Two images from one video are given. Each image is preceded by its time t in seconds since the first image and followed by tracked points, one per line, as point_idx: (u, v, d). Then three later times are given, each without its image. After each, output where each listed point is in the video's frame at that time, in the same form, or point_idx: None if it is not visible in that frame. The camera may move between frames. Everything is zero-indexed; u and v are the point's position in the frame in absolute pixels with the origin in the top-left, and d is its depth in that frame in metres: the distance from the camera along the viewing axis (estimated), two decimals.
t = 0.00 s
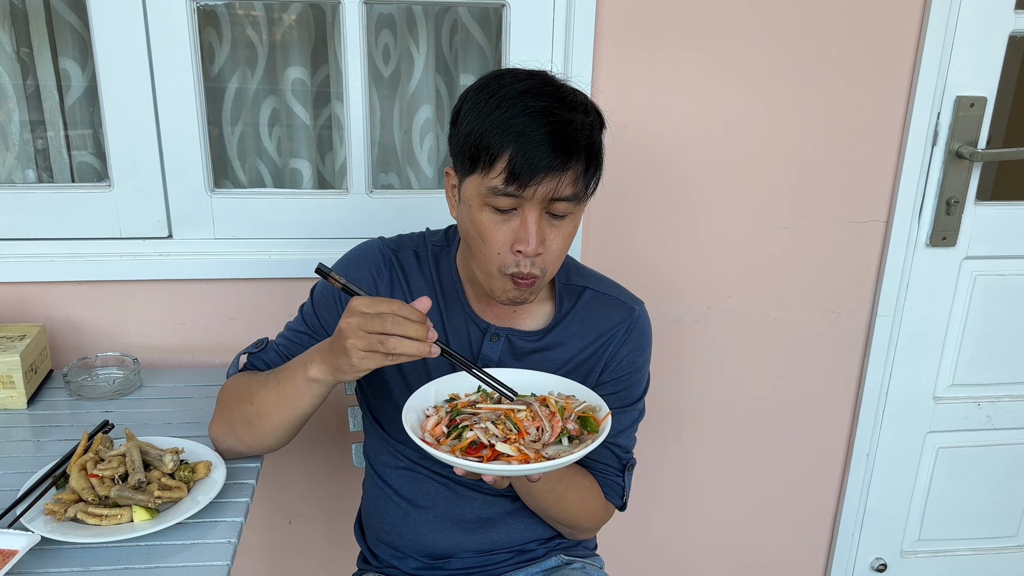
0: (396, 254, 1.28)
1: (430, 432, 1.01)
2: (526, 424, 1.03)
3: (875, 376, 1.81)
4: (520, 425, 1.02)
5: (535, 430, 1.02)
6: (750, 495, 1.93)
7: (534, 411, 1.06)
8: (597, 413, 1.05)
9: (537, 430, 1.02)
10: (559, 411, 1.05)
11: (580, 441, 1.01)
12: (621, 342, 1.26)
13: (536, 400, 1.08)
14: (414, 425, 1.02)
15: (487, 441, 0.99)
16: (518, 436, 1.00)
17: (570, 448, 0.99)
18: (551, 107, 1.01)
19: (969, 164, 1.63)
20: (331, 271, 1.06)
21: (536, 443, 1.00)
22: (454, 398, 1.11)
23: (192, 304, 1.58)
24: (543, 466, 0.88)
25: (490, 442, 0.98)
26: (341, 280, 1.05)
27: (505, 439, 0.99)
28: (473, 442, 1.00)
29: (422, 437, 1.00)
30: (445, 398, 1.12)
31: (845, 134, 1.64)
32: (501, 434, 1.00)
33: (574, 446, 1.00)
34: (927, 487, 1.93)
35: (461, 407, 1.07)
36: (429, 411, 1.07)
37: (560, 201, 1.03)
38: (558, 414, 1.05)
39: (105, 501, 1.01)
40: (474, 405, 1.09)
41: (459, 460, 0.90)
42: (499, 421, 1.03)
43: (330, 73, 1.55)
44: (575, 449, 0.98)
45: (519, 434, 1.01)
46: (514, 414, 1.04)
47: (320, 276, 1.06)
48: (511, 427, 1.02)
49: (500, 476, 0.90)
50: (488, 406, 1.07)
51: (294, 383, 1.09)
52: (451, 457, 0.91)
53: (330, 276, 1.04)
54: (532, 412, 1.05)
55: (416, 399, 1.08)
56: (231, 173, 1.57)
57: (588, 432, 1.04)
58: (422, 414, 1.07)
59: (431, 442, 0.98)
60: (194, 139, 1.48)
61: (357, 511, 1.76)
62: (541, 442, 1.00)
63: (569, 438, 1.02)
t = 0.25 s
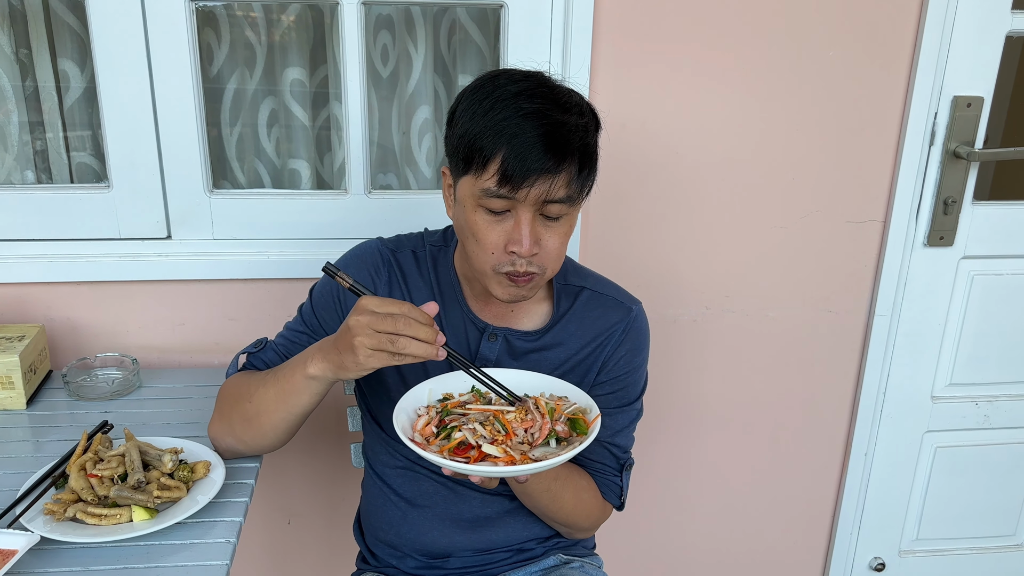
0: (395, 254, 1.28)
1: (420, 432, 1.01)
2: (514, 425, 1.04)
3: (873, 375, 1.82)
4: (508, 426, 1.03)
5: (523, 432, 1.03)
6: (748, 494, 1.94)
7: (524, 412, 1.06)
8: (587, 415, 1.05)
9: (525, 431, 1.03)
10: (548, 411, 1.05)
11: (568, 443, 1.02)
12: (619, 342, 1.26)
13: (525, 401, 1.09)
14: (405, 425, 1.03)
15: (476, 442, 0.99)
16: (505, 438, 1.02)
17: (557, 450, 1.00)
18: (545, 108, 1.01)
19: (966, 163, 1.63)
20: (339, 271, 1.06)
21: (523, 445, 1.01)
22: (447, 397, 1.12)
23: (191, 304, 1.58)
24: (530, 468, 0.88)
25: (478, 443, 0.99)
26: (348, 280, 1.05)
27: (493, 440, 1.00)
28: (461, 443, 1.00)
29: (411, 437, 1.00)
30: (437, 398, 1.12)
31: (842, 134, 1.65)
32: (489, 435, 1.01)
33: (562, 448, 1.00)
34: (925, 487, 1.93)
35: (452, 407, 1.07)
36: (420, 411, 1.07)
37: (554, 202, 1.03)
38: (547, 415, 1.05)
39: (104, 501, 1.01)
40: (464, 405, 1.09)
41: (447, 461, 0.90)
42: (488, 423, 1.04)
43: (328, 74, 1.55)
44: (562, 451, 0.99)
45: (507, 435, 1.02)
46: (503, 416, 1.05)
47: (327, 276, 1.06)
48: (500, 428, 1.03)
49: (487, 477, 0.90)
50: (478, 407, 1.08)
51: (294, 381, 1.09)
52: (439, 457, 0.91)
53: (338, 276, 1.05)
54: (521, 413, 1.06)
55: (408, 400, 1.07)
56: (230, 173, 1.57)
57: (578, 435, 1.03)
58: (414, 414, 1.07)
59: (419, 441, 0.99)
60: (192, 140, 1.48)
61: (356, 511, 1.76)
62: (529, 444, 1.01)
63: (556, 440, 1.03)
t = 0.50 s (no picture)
0: (393, 254, 1.29)
1: (417, 434, 1.02)
2: (511, 426, 1.04)
3: (871, 374, 1.82)
4: (505, 427, 1.03)
5: (520, 433, 1.03)
6: (746, 493, 1.94)
7: (520, 413, 1.06)
8: (583, 416, 1.06)
9: (521, 433, 1.03)
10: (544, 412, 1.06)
11: (564, 444, 1.02)
12: (616, 341, 1.26)
13: (522, 403, 1.09)
14: (401, 427, 1.03)
15: (472, 444, 0.99)
16: (502, 439, 1.01)
17: (554, 451, 1.00)
18: (541, 111, 1.02)
19: (964, 163, 1.63)
20: (331, 271, 1.07)
21: (520, 446, 1.01)
22: (444, 399, 1.12)
23: (189, 304, 1.58)
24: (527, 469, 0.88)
25: (474, 445, 0.99)
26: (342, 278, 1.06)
27: (489, 442, 1.00)
28: (458, 445, 1.00)
29: (407, 439, 1.01)
30: (434, 400, 1.13)
31: (840, 134, 1.65)
32: (486, 436, 1.01)
33: (558, 449, 1.01)
34: (923, 486, 1.94)
35: (448, 409, 1.07)
36: (417, 413, 1.07)
37: (551, 204, 1.04)
38: (543, 416, 1.06)
39: (102, 501, 1.01)
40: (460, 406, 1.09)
41: (443, 463, 0.90)
42: (485, 424, 1.04)
43: (327, 74, 1.55)
44: (559, 452, 0.99)
45: (503, 436, 1.02)
46: (500, 417, 1.05)
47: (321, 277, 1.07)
48: (497, 429, 1.03)
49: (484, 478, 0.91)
50: (474, 408, 1.08)
51: (294, 381, 1.10)
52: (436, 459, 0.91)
53: (331, 275, 1.06)
54: (517, 414, 1.06)
55: (405, 401, 1.08)
56: (228, 174, 1.58)
57: (575, 435, 1.04)
58: (410, 416, 1.07)
59: (416, 442, 0.99)
60: (191, 141, 1.49)
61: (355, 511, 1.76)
62: (526, 445, 1.01)
63: (553, 441, 1.03)
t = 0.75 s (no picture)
0: (390, 251, 1.29)
1: (414, 436, 1.02)
2: (508, 429, 1.03)
3: (869, 373, 1.82)
4: (502, 430, 1.03)
5: (517, 436, 1.03)
6: (745, 492, 1.94)
7: (518, 417, 1.06)
8: (581, 419, 1.06)
9: (518, 436, 1.03)
10: (542, 416, 1.06)
11: (562, 448, 1.02)
12: (614, 338, 1.27)
13: (520, 406, 1.09)
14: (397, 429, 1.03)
15: (469, 446, 0.99)
16: (500, 442, 1.01)
17: (551, 455, 1.00)
18: (545, 115, 1.01)
19: (962, 162, 1.64)
20: (327, 270, 1.05)
21: (517, 449, 1.01)
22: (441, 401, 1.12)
23: (187, 304, 1.58)
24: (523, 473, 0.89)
25: (471, 447, 0.99)
26: (337, 278, 1.05)
27: (486, 445, 1.00)
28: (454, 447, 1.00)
29: (404, 441, 1.01)
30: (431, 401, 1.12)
31: (837, 133, 1.65)
32: (483, 440, 1.01)
33: (555, 452, 1.00)
34: (922, 484, 1.94)
35: (445, 411, 1.08)
36: (414, 415, 1.07)
37: (552, 209, 1.04)
38: (540, 420, 1.05)
39: (100, 500, 1.01)
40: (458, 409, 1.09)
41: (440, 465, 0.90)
42: (482, 427, 1.04)
43: (324, 74, 1.55)
44: (556, 456, 0.99)
45: (500, 440, 1.02)
46: (497, 420, 1.05)
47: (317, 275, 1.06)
48: (494, 432, 1.03)
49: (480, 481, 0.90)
50: (471, 411, 1.08)
51: (285, 381, 1.09)
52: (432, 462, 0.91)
53: (326, 275, 1.04)
54: (515, 417, 1.06)
55: (402, 404, 1.08)
56: (226, 173, 1.58)
57: (573, 439, 1.03)
58: (407, 418, 1.07)
59: (412, 445, 0.99)
60: (189, 140, 1.49)
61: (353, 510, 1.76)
62: (523, 448, 1.01)
63: (550, 445, 1.03)
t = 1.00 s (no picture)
0: (388, 251, 1.29)
1: (414, 444, 1.01)
2: (510, 434, 1.03)
3: (869, 372, 1.82)
4: (503, 435, 1.03)
5: (519, 441, 1.02)
6: (744, 491, 1.94)
7: (518, 421, 1.06)
8: (582, 423, 1.06)
9: (520, 441, 1.03)
10: (542, 420, 1.06)
11: (564, 452, 1.02)
12: (612, 337, 1.26)
13: (520, 411, 1.09)
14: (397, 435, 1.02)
15: (470, 452, 0.99)
16: (501, 448, 1.01)
17: (553, 460, 1.00)
18: (544, 114, 1.01)
19: (961, 160, 1.63)
20: (345, 272, 1.07)
21: (519, 454, 1.01)
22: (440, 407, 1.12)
23: (186, 304, 1.58)
24: (527, 478, 0.88)
25: (473, 453, 0.99)
26: (355, 280, 1.06)
27: (488, 450, 1.00)
28: (456, 454, 1.00)
29: (405, 448, 1.00)
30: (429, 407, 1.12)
31: (836, 132, 1.65)
32: (484, 446, 1.00)
33: (558, 457, 1.00)
34: (921, 483, 1.94)
35: (445, 418, 1.07)
36: (414, 421, 1.06)
37: (553, 208, 1.04)
38: (541, 425, 1.05)
39: (98, 500, 1.01)
40: (458, 415, 1.09)
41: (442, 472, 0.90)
42: (482, 433, 1.04)
43: (323, 73, 1.55)
44: (559, 460, 0.99)
45: (502, 445, 1.01)
46: (498, 426, 1.05)
47: (333, 277, 1.07)
48: (495, 438, 1.03)
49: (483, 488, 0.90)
50: (471, 417, 1.08)
51: (296, 380, 1.09)
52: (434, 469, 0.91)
53: (345, 275, 1.06)
54: (516, 423, 1.06)
55: (401, 409, 1.07)
56: (225, 173, 1.58)
57: (574, 443, 1.04)
58: (407, 424, 1.06)
59: (413, 452, 0.98)
60: (187, 140, 1.48)
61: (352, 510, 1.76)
62: (525, 453, 1.01)
63: (552, 449, 1.03)
